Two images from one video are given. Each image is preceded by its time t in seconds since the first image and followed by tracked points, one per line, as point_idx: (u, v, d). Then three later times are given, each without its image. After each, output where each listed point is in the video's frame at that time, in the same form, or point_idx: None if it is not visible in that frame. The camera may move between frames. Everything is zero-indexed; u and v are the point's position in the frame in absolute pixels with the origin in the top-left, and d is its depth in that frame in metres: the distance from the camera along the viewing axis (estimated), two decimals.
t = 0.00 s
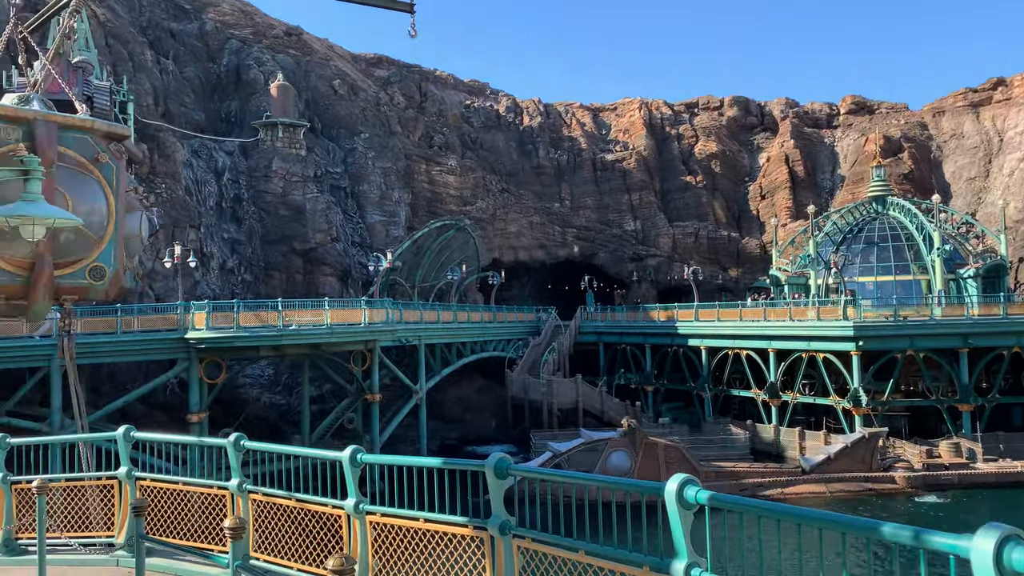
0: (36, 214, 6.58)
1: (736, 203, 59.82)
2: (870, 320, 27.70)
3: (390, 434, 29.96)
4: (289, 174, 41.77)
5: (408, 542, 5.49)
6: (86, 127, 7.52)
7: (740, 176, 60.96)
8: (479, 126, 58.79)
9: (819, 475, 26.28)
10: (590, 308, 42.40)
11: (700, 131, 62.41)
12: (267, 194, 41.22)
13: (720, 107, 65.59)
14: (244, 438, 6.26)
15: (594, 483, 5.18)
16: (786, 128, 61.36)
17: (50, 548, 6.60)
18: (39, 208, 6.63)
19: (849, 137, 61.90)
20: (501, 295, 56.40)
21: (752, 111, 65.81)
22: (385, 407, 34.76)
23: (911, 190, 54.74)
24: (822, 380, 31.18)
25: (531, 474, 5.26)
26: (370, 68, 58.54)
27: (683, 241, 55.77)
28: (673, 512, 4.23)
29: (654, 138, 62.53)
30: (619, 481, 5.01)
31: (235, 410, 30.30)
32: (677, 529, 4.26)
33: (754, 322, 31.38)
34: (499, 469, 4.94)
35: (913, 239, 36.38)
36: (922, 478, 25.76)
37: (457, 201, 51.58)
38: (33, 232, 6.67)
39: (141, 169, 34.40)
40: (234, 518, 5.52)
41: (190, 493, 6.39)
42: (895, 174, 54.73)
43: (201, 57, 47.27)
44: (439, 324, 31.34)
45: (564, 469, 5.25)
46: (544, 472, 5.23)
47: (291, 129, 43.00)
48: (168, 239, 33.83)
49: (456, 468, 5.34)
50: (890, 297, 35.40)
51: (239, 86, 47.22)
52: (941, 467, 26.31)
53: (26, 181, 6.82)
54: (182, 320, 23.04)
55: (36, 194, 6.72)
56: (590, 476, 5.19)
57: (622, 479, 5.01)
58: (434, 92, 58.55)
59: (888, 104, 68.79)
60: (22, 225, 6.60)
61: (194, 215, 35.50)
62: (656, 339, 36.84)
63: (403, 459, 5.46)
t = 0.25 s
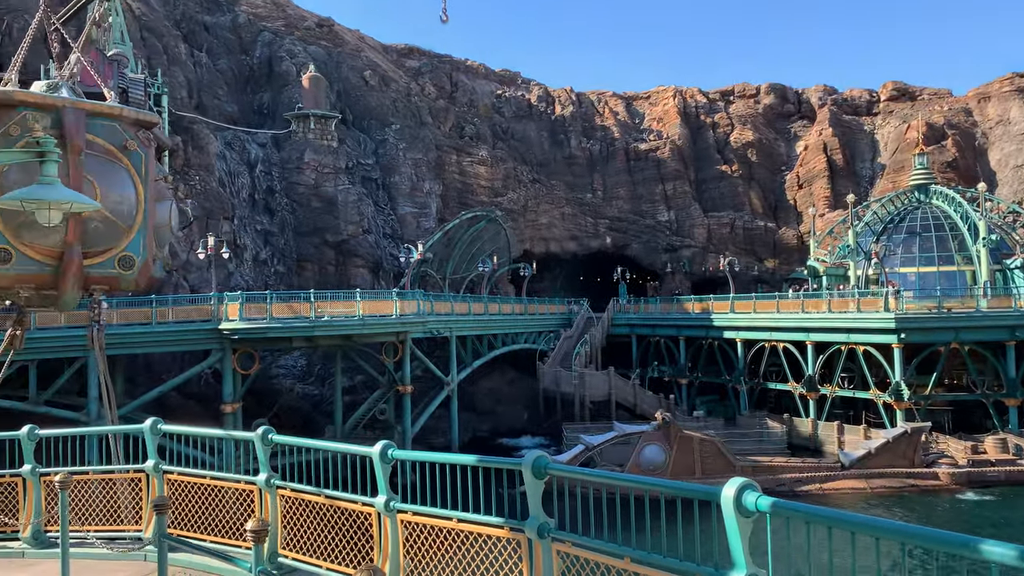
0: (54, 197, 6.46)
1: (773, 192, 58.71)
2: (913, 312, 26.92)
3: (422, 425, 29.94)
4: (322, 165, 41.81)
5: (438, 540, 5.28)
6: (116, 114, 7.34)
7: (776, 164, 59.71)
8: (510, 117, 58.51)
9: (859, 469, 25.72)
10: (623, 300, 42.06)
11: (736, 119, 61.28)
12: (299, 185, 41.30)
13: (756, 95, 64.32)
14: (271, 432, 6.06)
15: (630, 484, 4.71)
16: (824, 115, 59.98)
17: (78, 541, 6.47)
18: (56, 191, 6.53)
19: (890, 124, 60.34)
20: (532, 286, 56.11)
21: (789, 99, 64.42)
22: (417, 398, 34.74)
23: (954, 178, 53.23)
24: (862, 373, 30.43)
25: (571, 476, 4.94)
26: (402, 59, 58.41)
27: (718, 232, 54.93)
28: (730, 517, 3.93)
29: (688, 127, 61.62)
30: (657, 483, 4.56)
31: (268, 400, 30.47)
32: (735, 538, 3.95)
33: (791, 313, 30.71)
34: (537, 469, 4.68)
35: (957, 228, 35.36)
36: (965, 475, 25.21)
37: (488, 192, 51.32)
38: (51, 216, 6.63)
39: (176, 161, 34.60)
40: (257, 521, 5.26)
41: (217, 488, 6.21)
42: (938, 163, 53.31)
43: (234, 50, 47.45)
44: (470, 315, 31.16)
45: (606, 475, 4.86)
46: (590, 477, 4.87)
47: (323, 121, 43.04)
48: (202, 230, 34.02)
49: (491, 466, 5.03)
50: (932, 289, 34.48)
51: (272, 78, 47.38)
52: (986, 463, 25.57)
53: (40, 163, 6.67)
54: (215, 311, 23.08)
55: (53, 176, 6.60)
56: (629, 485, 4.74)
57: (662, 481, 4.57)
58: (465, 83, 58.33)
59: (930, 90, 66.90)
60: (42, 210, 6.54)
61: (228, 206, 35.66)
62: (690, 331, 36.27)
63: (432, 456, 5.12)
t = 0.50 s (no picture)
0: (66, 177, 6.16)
1: (806, 183, 57.69)
2: (952, 304, 26.22)
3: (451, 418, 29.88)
4: (351, 159, 41.89)
5: (472, 536, 5.07)
6: (143, 101, 7.24)
7: (810, 155, 58.59)
8: (539, 109, 58.23)
9: (897, 466, 25.15)
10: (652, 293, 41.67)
11: (768, 109, 60.28)
12: (329, 179, 41.41)
13: (789, 84, 63.22)
14: (300, 424, 5.90)
15: (678, 486, 4.45)
16: (859, 104, 58.70)
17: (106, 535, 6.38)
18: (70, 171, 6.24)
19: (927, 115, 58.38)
20: (561, 279, 55.84)
21: (823, 88, 63.09)
22: (447, 390, 34.71)
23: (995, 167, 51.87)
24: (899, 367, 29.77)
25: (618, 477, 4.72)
26: (430, 52, 58.35)
27: (751, 224, 54.16)
28: (797, 519, 3.66)
29: (720, 118, 60.81)
30: (708, 484, 4.28)
31: (298, 392, 30.63)
32: (803, 542, 3.66)
33: (826, 306, 30.15)
34: (578, 466, 4.49)
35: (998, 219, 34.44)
36: (1009, 471, 24.58)
37: (517, 184, 51.09)
38: (68, 197, 6.34)
39: (208, 155, 34.86)
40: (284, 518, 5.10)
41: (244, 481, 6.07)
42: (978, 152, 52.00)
43: (264, 44, 47.73)
44: (499, 308, 31.03)
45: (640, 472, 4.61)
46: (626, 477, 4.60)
47: (352, 114, 43.10)
48: (233, 224, 34.23)
49: (528, 462, 4.80)
50: (972, 281, 33.66)
51: (302, 72, 47.59)
52: None
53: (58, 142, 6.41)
54: (246, 304, 23.24)
55: (69, 154, 6.33)
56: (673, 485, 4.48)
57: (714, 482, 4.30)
58: (493, 75, 58.13)
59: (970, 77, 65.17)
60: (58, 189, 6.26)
61: (259, 199, 35.83)
62: (722, 324, 35.78)
63: (466, 450, 4.88)
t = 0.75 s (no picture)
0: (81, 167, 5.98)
1: (839, 175, 56.68)
2: (994, 298, 25.45)
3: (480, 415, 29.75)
4: (379, 155, 41.93)
5: (510, 543, 4.88)
6: (170, 95, 7.16)
7: (843, 147, 57.50)
8: (567, 103, 57.91)
9: (936, 463, 24.81)
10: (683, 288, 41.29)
11: (800, 101, 59.31)
12: (357, 175, 41.51)
13: (820, 75, 62.39)
14: (330, 425, 5.76)
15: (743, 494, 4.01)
16: (894, 94, 57.48)
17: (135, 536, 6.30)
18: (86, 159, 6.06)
19: (965, 103, 57.31)
20: (590, 274, 55.52)
21: (856, 78, 61.79)
22: (475, 386, 34.59)
23: None
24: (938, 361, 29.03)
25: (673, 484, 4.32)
26: (457, 47, 58.28)
27: (783, 217, 53.35)
28: (876, 538, 3.16)
29: (750, 111, 60.00)
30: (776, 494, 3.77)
31: (328, 387, 30.71)
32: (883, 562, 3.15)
33: (861, 300, 29.50)
34: (626, 472, 4.13)
35: None
36: None
37: (545, 178, 50.81)
38: (86, 186, 6.15)
39: (238, 152, 35.17)
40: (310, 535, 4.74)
41: (272, 483, 5.98)
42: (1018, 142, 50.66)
43: (293, 42, 47.97)
44: (528, 304, 30.79)
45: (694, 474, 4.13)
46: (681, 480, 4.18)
47: (380, 110, 43.18)
48: (264, 220, 34.43)
49: (571, 467, 4.51)
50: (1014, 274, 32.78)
51: (330, 69, 47.79)
52: None
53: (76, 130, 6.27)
54: (277, 299, 23.21)
55: (88, 143, 6.19)
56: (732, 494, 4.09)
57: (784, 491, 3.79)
58: (521, 69, 57.90)
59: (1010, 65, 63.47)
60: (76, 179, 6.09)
61: (288, 196, 35.99)
62: (755, 319, 35.23)
63: (503, 453, 4.66)
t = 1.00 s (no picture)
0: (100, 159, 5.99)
1: (879, 173, 55.50)
2: None
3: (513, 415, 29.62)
4: (412, 156, 41.93)
5: (550, 553, 4.68)
6: (201, 91, 7.08)
7: (883, 144, 56.28)
8: (599, 102, 57.49)
9: (983, 468, 24.48)
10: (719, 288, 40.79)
11: (838, 97, 58.17)
12: (390, 176, 41.58)
13: (860, 71, 60.40)
14: (362, 428, 5.57)
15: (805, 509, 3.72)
16: (936, 89, 56.03)
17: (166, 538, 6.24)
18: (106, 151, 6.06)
19: (1010, 97, 55.73)
20: (623, 274, 55.13)
21: (895, 74, 59.76)
22: (508, 387, 34.46)
23: None
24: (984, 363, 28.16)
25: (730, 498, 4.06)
26: (489, 48, 58.20)
27: (821, 216, 52.40)
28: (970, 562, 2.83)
29: (787, 108, 59.01)
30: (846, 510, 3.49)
31: (362, 387, 30.80)
32: None
33: (903, 300, 28.75)
34: (678, 482, 3.89)
35: None
36: None
37: (578, 178, 50.51)
38: (107, 180, 6.17)
39: (272, 154, 35.40)
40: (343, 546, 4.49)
41: (301, 486, 5.87)
42: None
43: (326, 44, 48.23)
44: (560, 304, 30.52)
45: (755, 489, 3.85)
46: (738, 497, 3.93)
47: (412, 112, 43.19)
48: (298, 222, 34.62)
49: (616, 477, 4.27)
50: None
51: (363, 71, 47.99)
52: None
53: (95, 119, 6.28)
54: (311, 300, 23.28)
55: (108, 133, 6.18)
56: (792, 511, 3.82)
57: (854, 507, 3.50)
58: (553, 69, 57.62)
59: None
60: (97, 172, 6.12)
61: (322, 197, 36.15)
62: (792, 319, 34.60)
63: (544, 460, 4.45)
